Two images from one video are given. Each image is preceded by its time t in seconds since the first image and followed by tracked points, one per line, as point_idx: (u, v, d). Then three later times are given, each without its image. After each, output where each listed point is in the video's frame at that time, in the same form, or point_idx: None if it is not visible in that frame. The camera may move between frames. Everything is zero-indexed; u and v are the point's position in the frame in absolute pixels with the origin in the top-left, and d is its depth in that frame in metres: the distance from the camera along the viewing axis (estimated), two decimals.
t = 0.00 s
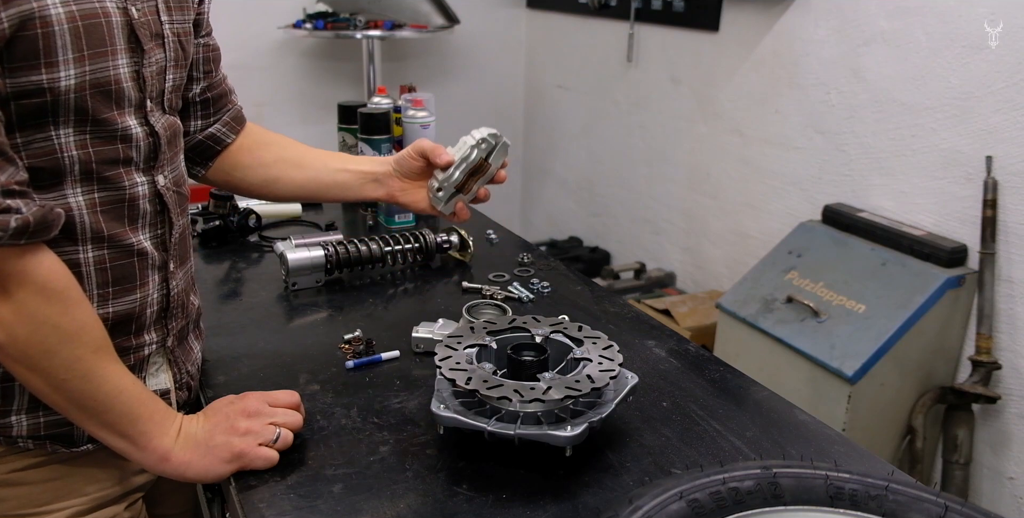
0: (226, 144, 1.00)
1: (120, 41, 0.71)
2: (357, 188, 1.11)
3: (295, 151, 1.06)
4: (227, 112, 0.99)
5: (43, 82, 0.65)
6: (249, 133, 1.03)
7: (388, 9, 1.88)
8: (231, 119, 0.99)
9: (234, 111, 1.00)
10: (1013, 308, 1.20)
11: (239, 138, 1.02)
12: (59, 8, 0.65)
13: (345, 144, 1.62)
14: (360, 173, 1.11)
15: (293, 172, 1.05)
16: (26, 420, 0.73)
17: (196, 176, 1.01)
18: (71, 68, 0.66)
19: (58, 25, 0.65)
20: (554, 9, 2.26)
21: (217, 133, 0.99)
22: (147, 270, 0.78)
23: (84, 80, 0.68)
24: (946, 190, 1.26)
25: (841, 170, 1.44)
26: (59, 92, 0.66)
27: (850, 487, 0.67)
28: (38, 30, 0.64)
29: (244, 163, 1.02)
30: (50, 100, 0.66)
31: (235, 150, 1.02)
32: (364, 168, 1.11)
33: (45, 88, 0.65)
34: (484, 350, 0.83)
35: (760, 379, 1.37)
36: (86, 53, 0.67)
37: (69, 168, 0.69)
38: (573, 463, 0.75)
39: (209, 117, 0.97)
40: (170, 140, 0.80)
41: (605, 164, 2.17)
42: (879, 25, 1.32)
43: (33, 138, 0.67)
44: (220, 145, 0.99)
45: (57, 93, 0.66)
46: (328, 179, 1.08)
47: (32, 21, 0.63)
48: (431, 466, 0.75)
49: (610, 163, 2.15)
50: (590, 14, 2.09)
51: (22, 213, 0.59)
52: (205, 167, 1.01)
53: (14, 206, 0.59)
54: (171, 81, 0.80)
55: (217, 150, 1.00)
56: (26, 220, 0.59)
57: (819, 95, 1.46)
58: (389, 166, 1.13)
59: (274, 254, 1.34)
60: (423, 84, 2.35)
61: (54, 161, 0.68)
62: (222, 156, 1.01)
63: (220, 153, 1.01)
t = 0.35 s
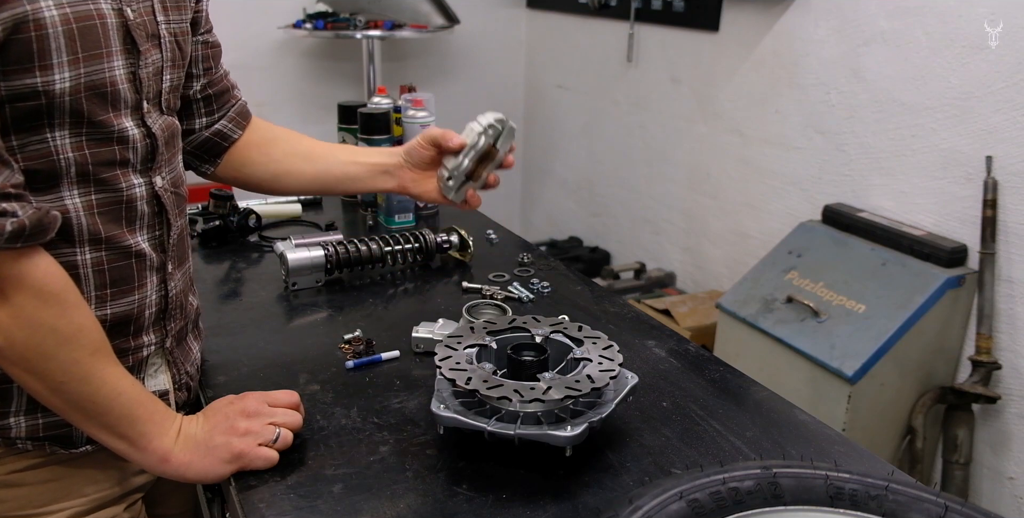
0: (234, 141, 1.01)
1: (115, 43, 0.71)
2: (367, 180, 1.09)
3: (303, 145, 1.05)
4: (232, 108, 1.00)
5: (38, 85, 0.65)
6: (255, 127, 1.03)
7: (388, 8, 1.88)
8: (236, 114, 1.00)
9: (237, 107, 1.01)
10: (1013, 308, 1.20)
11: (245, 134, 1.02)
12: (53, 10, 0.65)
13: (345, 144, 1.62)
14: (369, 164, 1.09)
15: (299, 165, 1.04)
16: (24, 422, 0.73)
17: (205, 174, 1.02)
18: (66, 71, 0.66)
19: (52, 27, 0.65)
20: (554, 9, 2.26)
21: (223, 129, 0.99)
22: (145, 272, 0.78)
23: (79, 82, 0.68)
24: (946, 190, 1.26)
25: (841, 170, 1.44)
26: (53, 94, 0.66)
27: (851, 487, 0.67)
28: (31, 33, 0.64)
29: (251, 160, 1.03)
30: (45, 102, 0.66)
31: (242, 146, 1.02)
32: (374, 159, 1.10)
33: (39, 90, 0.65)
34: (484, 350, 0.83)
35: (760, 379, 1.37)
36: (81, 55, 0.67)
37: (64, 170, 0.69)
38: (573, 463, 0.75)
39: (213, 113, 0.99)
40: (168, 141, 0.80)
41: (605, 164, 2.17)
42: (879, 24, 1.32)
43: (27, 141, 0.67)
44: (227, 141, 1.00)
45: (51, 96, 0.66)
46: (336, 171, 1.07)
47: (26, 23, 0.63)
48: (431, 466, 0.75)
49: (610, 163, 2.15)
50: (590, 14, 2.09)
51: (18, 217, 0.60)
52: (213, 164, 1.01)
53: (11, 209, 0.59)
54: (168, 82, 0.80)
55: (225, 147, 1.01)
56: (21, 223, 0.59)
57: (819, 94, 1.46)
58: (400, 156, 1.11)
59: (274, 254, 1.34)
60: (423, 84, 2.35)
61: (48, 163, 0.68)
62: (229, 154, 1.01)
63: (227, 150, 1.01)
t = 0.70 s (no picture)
0: (229, 151, 1.00)
1: (108, 45, 0.71)
2: (359, 213, 1.08)
3: (301, 168, 1.04)
4: (228, 117, 1.00)
5: (31, 85, 0.65)
6: (253, 141, 1.02)
7: (388, 8, 1.87)
8: (233, 124, 1.00)
9: (233, 116, 1.01)
10: (1013, 308, 1.20)
11: (241, 145, 1.01)
12: (47, 11, 0.65)
13: (344, 144, 1.62)
14: (364, 199, 1.08)
15: (294, 188, 1.03)
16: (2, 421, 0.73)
17: (197, 182, 1.01)
18: (59, 72, 0.66)
19: (46, 28, 0.65)
20: (554, 9, 2.26)
21: (220, 139, 0.98)
22: (131, 273, 0.78)
23: (72, 83, 0.68)
24: (946, 190, 1.26)
25: (841, 169, 1.44)
26: (46, 95, 0.66)
27: (850, 487, 0.67)
28: (26, 33, 0.64)
29: (247, 173, 1.01)
30: (38, 103, 0.66)
31: (238, 157, 1.01)
32: (370, 194, 1.09)
33: (33, 91, 0.65)
34: (484, 350, 0.83)
35: (760, 379, 1.37)
36: (74, 57, 0.67)
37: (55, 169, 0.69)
38: (573, 463, 0.75)
39: (207, 121, 0.98)
40: (159, 142, 0.80)
41: (605, 164, 2.17)
42: (879, 24, 1.32)
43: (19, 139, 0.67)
44: (222, 150, 0.99)
45: (44, 96, 0.66)
46: (329, 198, 1.05)
47: (20, 23, 0.63)
48: (431, 466, 0.75)
49: (610, 163, 2.15)
50: (590, 14, 2.09)
51: (20, 212, 0.60)
52: (206, 172, 1.00)
53: (12, 205, 0.59)
54: (159, 85, 0.80)
55: (220, 156, 1.00)
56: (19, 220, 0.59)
57: (819, 94, 1.46)
58: (396, 195, 1.10)
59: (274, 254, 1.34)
60: (423, 85, 2.35)
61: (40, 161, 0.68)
62: (224, 163, 1.00)
63: (223, 159, 1.00)
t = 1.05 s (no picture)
0: (226, 217, 1.00)
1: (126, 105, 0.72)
2: (350, 269, 1.07)
3: (293, 229, 1.05)
4: (228, 185, 1.01)
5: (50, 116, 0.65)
6: (246, 207, 1.03)
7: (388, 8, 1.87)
8: (231, 192, 1.00)
9: (233, 185, 1.02)
10: (1013, 308, 1.20)
11: (238, 212, 1.02)
12: (98, 54, 0.66)
13: (344, 144, 1.62)
14: (355, 255, 1.08)
15: (289, 248, 1.03)
16: None
17: (191, 247, 0.99)
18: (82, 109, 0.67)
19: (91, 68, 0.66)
20: (554, 9, 2.26)
21: (219, 205, 0.98)
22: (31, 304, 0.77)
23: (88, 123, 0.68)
24: (946, 190, 1.26)
25: (841, 169, 1.44)
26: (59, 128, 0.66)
27: (851, 487, 0.67)
28: (77, 69, 0.65)
29: (241, 236, 1.01)
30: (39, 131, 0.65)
31: (235, 223, 1.01)
32: (361, 249, 1.08)
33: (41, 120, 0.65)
34: (484, 350, 0.83)
35: (760, 379, 1.37)
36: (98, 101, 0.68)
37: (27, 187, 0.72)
38: (573, 463, 0.75)
39: (211, 187, 0.98)
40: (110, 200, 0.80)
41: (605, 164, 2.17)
42: (879, 24, 1.32)
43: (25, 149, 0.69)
44: (220, 216, 0.99)
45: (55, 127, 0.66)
46: (322, 256, 1.06)
47: (73, 59, 0.65)
48: (431, 466, 0.75)
49: (610, 163, 2.15)
50: (590, 14, 2.09)
51: (73, 206, 0.60)
52: (201, 237, 0.99)
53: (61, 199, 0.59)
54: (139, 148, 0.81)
55: (217, 222, 0.99)
56: (76, 212, 0.59)
57: (819, 94, 1.46)
58: (386, 249, 1.10)
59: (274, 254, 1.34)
60: (423, 85, 2.35)
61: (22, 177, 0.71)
62: (220, 227, 1.00)
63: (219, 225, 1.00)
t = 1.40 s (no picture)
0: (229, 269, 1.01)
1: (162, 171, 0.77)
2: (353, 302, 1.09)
3: (290, 274, 1.06)
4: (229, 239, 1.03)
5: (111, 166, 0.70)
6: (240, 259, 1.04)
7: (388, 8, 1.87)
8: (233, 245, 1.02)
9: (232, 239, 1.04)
10: (1013, 308, 1.20)
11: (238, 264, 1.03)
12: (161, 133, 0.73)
13: (345, 144, 1.62)
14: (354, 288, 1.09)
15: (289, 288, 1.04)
16: None
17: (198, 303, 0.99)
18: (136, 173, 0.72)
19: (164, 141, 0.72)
20: (554, 9, 2.26)
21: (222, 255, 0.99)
22: None
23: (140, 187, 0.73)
24: (946, 190, 1.26)
25: (841, 169, 1.44)
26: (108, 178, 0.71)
27: (851, 487, 0.67)
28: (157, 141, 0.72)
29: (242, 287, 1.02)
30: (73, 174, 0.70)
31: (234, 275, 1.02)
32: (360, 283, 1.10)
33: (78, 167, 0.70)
34: (483, 350, 0.83)
35: (760, 379, 1.37)
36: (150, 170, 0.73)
37: (12, 227, 0.71)
38: (574, 463, 0.75)
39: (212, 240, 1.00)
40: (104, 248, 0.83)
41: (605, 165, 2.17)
42: (879, 24, 1.32)
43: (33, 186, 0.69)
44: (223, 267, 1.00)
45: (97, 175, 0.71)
46: (325, 293, 1.07)
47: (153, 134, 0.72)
48: (431, 466, 0.75)
49: (610, 163, 2.15)
50: (589, 14, 2.09)
51: (211, 268, 0.68)
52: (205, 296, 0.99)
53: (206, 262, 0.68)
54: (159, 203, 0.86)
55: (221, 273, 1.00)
56: (217, 274, 0.68)
57: (819, 95, 1.46)
58: (383, 277, 1.12)
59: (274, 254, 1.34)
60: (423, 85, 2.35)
61: (10, 215, 0.70)
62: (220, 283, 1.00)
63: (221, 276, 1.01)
